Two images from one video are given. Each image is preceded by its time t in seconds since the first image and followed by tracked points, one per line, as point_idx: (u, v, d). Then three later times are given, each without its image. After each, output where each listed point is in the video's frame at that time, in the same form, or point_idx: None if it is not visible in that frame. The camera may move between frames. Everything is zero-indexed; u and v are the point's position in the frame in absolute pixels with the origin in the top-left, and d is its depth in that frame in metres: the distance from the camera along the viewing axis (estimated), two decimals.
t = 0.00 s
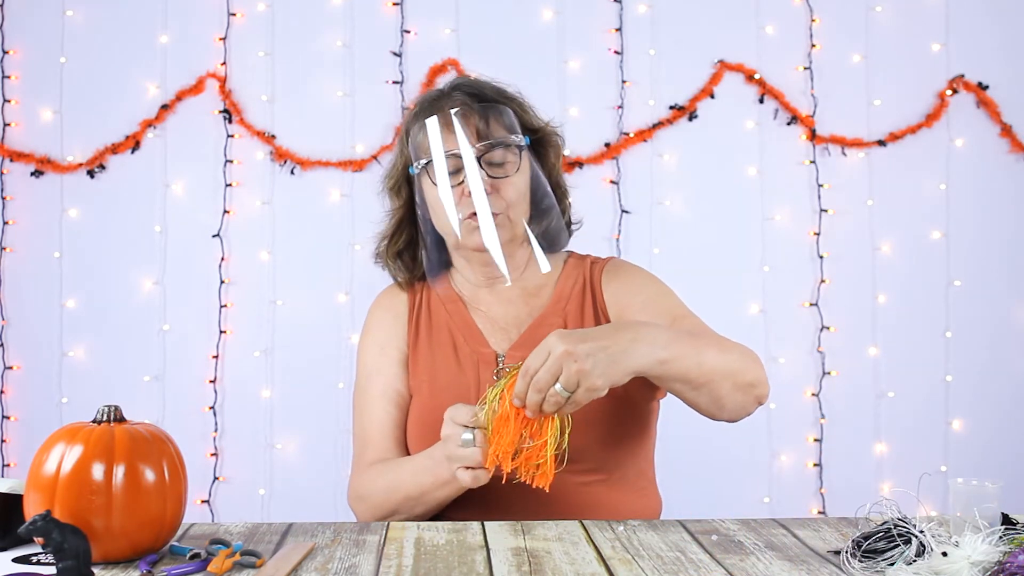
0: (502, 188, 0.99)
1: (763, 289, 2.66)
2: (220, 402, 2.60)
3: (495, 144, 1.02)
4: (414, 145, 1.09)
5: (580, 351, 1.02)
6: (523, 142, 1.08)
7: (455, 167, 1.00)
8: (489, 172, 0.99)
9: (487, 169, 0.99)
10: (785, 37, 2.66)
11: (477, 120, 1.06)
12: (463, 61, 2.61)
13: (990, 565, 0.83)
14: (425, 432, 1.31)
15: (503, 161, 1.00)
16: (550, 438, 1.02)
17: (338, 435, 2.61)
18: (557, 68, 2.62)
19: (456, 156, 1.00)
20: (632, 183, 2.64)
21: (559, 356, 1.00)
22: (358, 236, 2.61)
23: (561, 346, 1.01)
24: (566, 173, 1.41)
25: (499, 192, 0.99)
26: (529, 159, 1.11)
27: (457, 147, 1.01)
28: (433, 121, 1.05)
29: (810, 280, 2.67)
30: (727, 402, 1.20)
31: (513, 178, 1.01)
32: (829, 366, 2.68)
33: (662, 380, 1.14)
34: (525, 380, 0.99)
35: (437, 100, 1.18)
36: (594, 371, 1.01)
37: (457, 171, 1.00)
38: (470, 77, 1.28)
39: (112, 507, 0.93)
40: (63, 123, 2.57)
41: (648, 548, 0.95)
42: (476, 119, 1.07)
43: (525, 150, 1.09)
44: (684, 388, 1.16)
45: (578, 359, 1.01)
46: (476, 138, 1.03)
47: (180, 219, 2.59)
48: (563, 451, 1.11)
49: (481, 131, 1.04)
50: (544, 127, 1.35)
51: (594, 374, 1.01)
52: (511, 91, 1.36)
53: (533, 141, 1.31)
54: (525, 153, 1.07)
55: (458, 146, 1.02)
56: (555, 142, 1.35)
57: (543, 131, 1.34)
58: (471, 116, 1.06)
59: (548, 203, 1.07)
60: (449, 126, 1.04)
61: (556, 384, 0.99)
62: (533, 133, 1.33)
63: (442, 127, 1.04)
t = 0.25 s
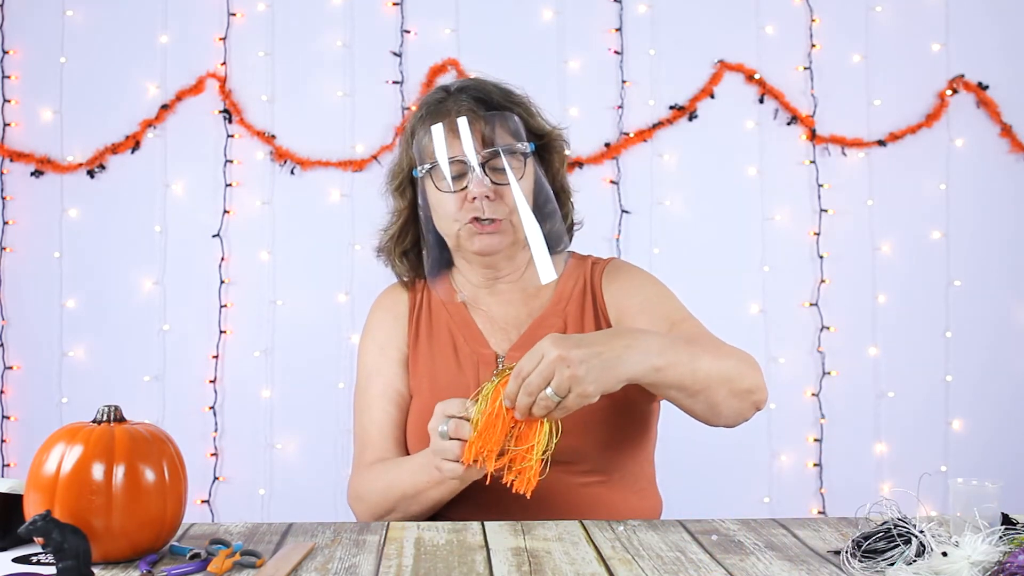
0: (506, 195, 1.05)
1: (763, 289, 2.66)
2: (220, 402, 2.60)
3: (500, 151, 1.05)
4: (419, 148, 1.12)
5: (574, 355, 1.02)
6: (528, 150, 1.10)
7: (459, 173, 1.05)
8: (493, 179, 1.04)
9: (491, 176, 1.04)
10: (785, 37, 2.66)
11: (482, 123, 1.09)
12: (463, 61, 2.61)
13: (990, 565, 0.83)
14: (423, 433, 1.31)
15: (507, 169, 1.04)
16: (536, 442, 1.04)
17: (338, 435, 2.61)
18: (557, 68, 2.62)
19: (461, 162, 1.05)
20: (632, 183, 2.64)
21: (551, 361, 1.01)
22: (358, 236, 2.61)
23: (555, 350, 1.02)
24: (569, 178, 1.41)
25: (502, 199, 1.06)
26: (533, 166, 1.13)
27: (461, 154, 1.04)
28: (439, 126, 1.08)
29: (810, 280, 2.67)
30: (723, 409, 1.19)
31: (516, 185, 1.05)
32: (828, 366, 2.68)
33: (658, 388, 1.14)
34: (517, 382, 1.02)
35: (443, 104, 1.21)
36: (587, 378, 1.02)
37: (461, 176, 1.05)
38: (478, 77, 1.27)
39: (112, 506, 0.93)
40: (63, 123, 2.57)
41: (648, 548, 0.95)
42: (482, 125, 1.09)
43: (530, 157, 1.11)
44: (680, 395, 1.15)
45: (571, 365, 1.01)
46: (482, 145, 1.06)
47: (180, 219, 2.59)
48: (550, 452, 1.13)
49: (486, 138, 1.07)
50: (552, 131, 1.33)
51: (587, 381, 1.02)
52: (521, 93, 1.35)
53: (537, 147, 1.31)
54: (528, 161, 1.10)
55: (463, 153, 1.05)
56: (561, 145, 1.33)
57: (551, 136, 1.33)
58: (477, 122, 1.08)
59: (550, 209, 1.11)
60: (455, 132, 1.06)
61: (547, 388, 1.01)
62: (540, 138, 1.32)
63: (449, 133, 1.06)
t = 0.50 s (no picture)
0: (512, 196, 1.00)
1: (763, 289, 2.66)
2: (220, 402, 2.60)
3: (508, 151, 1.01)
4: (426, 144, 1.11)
5: (564, 360, 1.03)
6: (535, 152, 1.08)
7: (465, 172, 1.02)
8: (496, 180, 1.00)
9: (497, 177, 1.00)
10: (785, 37, 2.66)
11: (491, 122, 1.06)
12: (463, 61, 2.61)
13: (990, 565, 0.83)
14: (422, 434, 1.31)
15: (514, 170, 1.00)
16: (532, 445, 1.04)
17: (338, 435, 2.61)
18: (557, 68, 2.62)
19: (466, 161, 1.02)
20: (632, 183, 2.64)
21: (541, 366, 1.02)
22: (358, 236, 2.61)
23: (545, 355, 1.03)
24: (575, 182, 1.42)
25: (507, 199, 1.00)
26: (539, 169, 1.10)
27: (468, 151, 1.02)
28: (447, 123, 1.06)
29: (810, 280, 2.67)
30: (718, 412, 1.17)
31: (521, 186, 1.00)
32: (828, 366, 2.68)
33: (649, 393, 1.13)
34: (509, 386, 1.03)
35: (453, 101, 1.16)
36: (577, 383, 1.03)
37: (467, 175, 1.02)
38: (488, 78, 1.25)
39: (112, 507, 0.93)
40: (63, 123, 2.57)
41: (648, 548, 0.95)
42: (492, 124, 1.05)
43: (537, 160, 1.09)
44: (672, 399, 1.14)
45: (561, 370, 1.02)
46: (490, 145, 1.02)
47: (180, 219, 2.59)
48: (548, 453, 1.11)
49: (495, 137, 1.03)
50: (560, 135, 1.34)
51: (576, 386, 1.03)
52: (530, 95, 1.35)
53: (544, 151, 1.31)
54: (534, 163, 1.08)
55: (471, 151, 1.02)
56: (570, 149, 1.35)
57: (559, 140, 1.33)
58: (486, 122, 1.04)
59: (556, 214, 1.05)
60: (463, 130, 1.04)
61: (538, 393, 1.01)
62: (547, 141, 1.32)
63: (457, 131, 1.05)
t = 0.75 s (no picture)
0: (522, 197, 0.96)
1: (764, 289, 2.66)
2: (220, 402, 2.60)
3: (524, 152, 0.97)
4: (440, 136, 1.07)
5: (551, 377, 1.01)
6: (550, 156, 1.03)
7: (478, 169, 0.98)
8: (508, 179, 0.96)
9: (509, 177, 0.96)
10: (785, 37, 2.66)
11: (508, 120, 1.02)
12: (463, 61, 2.61)
13: (990, 565, 0.83)
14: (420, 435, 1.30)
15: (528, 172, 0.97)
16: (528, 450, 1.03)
17: (338, 435, 2.61)
18: (556, 68, 2.62)
19: (479, 156, 0.97)
20: (632, 183, 2.64)
21: (528, 384, 0.99)
22: (358, 236, 2.61)
23: (531, 373, 1.00)
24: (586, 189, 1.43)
25: (517, 200, 0.96)
26: (552, 173, 1.05)
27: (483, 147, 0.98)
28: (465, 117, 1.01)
29: (810, 280, 2.67)
30: (705, 420, 1.17)
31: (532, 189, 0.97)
32: (829, 366, 2.68)
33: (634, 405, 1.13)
34: (496, 404, 1.00)
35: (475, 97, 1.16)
36: (564, 400, 1.02)
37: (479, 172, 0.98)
38: (512, 77, 1.25)
39: (112, 507, 0.93)
40: (63, 123, 2.57)
41: (648, 548, 0.95)
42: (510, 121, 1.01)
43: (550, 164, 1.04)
44: (656, 411, 1.14)
45: (548, 387, 1.00)
46: (506, 144, 0.98)
47: (180, 219, 2.59)
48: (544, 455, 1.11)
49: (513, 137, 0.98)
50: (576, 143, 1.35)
51: (564, 403, 1.02)
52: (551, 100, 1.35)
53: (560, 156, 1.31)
54: (548, 167, 1.02)
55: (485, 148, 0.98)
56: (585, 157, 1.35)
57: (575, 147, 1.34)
58: (505, 119, 0.99)
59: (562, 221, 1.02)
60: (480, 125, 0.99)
61: (527, 410, 1.00)
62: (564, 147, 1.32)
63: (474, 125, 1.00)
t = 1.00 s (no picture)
0: (526, 198, 0.97)
1: (764, 289, 2.66)
2: (220, 402, 2.60)
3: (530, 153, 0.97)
4: (447, 133, 1.05)
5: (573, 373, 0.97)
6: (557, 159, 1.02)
7: (483, 168, 0.97)
8: (513, 180, 0.96)
9: (515, 177, 0.96)
10: (785, 37, 2.66)
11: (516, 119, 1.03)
12: (463, 61, 2.61)
13: (990, 565, 0.83)
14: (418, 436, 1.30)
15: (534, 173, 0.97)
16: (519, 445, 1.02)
17: (338, 435, 2.61)
18: (556, 68, 2.62)
19: (485, 155, 0.97)
20: (632, 183, 2.64)
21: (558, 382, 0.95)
22: (358, 236, 2.61)
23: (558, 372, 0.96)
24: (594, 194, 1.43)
25: (520, 201, 0.97)
26: (557, 177, 1.05)
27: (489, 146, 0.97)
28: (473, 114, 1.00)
29: (810, 280, 2.67)
30: (701, 450, 1.19)
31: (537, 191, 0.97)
32: (828, 366, 2.68)
33: (640, 419, 1.12)
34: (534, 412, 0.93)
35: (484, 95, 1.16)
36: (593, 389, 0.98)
37: (484, 171, 0.97)
38: (524, 77, 1.25)
39: (112, 507, 0.93)
40: (63, 123, 2.57)
41: (648, 548, 0.95)
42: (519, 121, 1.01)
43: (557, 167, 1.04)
44: (661, 429, 1.14)
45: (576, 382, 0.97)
46: (512, 144, 0.98)
47: (180, 219, 2.59)
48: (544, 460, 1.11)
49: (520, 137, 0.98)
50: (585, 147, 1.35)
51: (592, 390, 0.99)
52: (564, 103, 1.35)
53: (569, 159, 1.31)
54: (554, 170, 1.02)
55: (492, 147, 0.98)
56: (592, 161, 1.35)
57: (584, 151, 1.34)
58: (512, 119, 0.99)
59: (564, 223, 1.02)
60: (488, 123, 0.99)
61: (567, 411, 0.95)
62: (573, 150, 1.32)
63: (482, 124, 0.99)
